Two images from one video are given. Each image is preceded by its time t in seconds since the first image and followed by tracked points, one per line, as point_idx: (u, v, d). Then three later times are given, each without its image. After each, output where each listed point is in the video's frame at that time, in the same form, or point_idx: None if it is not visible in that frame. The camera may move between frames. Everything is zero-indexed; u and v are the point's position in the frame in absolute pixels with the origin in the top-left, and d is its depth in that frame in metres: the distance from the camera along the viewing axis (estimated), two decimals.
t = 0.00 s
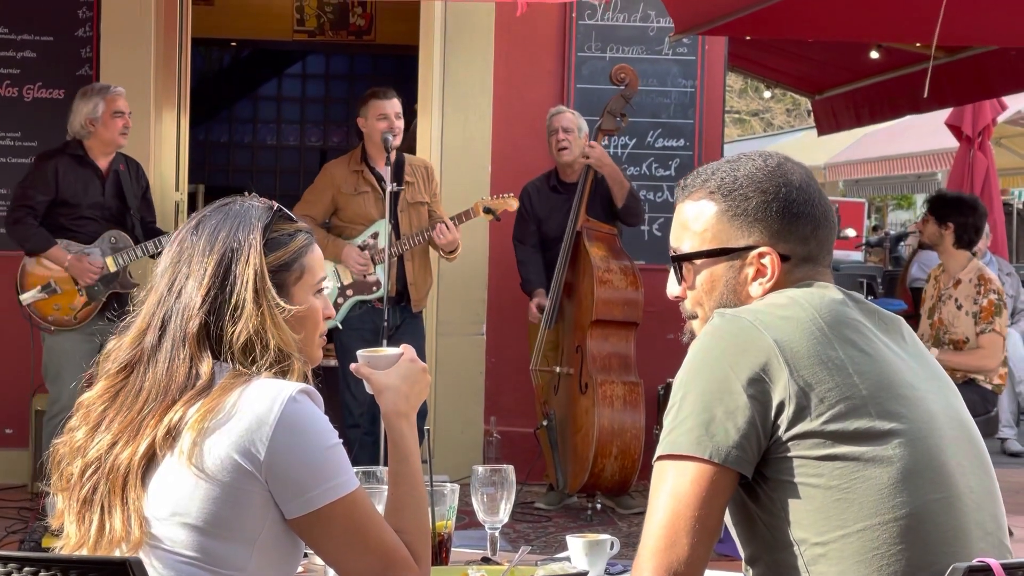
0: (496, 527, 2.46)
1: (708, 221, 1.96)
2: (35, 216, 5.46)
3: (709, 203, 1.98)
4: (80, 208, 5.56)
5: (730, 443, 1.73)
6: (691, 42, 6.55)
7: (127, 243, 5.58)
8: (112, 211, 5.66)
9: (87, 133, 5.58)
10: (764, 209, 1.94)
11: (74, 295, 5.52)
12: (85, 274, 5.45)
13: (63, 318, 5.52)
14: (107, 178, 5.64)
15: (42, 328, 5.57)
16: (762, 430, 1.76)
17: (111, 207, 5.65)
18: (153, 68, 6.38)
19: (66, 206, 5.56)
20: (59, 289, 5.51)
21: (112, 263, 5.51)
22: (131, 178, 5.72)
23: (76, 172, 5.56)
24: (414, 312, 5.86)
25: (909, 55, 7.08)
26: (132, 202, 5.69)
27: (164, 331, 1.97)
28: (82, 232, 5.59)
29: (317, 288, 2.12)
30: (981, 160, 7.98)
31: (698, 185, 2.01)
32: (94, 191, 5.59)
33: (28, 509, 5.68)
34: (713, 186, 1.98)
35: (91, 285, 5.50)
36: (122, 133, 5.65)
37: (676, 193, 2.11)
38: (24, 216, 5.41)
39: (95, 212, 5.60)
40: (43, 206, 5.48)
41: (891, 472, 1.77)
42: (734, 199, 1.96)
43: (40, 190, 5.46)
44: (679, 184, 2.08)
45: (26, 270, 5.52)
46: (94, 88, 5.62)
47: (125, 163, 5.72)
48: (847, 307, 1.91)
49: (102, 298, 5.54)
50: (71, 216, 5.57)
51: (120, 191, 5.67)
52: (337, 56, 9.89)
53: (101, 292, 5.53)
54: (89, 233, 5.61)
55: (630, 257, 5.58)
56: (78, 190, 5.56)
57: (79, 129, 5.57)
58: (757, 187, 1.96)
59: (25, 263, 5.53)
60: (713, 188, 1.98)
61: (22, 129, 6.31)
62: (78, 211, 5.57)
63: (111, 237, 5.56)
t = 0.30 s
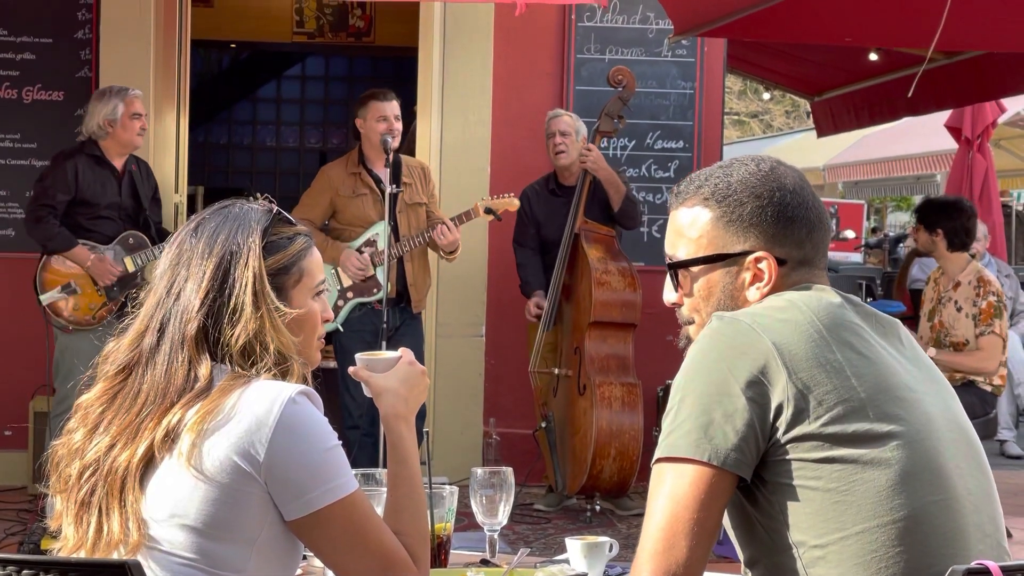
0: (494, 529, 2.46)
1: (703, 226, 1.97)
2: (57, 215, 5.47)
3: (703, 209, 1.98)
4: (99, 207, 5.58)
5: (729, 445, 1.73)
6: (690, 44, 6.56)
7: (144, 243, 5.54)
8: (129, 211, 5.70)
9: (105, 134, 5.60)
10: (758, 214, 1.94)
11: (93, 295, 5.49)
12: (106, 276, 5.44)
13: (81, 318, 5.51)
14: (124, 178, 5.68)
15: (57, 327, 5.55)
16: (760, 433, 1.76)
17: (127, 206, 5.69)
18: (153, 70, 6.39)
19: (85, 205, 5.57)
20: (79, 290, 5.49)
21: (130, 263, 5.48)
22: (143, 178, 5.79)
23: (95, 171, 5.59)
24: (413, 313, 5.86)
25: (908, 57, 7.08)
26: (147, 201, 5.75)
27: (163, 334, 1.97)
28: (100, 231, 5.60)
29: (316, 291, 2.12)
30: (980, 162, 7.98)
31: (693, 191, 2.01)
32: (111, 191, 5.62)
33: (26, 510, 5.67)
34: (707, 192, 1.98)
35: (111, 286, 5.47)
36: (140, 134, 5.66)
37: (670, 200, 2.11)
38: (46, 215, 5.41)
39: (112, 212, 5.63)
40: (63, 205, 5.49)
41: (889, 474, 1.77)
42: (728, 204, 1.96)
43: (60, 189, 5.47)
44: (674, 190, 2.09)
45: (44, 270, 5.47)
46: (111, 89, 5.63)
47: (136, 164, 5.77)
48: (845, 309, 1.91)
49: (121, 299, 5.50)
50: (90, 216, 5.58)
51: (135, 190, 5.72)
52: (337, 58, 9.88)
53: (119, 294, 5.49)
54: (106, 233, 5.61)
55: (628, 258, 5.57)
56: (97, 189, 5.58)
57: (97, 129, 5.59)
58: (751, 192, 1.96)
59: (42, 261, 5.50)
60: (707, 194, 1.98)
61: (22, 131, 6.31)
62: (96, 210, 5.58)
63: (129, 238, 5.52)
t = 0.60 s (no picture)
0: (494, 531, 2.44)
1: (708, 224, 1.97)
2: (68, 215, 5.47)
3: (709, 207, 1.98)
4: (108, 208, 5.59)
5: (726, 447, 1.73)
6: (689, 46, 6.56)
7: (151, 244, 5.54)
8: (135, 213, 5.71)
9: (116, 136, 5.60)
10: (763, 213, 1.94)
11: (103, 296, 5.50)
12: (117, 276, 5.46)
13: (91, 319, 5.50)
14: (132, 181, 5.69)
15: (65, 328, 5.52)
16: (758, 436, 1.76)
17: (135, 209, 5.71)
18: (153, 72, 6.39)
19: (95, 206, 5.58)
20: (89, 290, 5.47)
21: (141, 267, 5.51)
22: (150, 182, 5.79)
23: (105, 172, 5.60)
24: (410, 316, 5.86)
25: (908, 59, 7.07)
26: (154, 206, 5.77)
27: (160, 336, 1.97)
28: (108, 233, 5.61)
29: (313, 293, 2.11)
30: (980, 164, 7.97)
31: (698, 188, 2.01)
32: (120, 193, 5.63)
33: (25, 513, 5.67)
34: (712, 189, 1.98)
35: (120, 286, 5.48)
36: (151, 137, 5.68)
37: (675, 198, 2.11)
38: (58, 214, 5.42)
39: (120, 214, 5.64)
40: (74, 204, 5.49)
41: (887, 476, 1.77)
42: (734, 202, 1.96)
43: (73, 187, 5.48)
44: (678, 188, 2.09)
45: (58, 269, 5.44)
46: (123, 93, 5.64)
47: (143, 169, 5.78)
48: (844, 312, 1.91)
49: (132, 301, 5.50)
50: (99, 217, 5.59)
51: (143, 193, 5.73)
52: (336, 60, 9.87)
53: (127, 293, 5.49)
54: (115, 235, 5.62)
55: (627, 260, 5.57)
56: (106, 190, 5.59)
57: (108, 131, 5.58)
58: (757, 190, 1.96)
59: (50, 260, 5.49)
60: (713, 191, 1.99)
61: (21, 133, 6.31)
62: (105, 211, 5.60)
63: (139, 240, 5.53)
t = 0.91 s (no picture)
0: (493, 532, 2.44)
1: (708, 223, 1.97)
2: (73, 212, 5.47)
3: (708, 206, 1.98)
4: (111, 207, 5.59)
5: (728, 448, 1.73)
6: (689, 47, 6.55)
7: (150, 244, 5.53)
8: (138, 214, 5.71)
9: (122, 137, 5.61)
10: (763, 209, 1.95)
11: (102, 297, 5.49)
12: (116, 279, 5.45)
13: (89, 318, 5.49)
14: (135, 182, 5.69)
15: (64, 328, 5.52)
16: (760, 436, 1.76)
17: (138, 210, 5.71)
18: (153, 73, 6.39)
19: (98, 205, 5.58)
20: (88, 289, 5.47)
21: (140, 268, 5.50)
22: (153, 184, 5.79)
23: (110, 171, 5.60)
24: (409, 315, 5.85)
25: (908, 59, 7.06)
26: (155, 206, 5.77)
27: (159, 338, 1.96)
28: (111, 233, 5.61)
29: (311, 294, 2.11)
30: (980, 165, 7.96)
31: (697, 189, 2.02)
32: (123, 193, 5.63)
33: (25, 514, 5.67)
34: (711, 188, 1.99)
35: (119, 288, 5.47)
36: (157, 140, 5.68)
37: (674, 201, 2.11)
38: (62, 211, 5.42)
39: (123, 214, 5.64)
40: (79, 201, 5.50)
41: (888, 477, 1.77)
42: (734, 199, 1.97)
43: (78, 185, 5.48)
44: (677, 190, 2.09)
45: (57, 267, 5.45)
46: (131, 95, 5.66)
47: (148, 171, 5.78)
48: (845, 313, 1.91)
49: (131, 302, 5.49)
50: (102, 216, 5.59)
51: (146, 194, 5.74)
52: (336, 61, 9.86)
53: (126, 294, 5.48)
54: (117, 235, 5.62)
55: (628, 261, 5.56)
56: (110, 189, 5.59)
57: (115, 131, 5.59)
58: (756, 187, 1.97)
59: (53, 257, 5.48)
60: (712, 190, 1.99)
61: (21, 134, 6.31)
62: (108, 210, 5.59)
63: (140, 241, 5.52)
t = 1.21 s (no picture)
0: (494, 531, 2.44)
1: (712, 214, 1.98)
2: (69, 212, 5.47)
3: (713, 197, 2.00)
4: (109, 207, 5.59)
5: (730, 447, 1.73)
6: (689, 47, 6.55)
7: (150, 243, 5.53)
8: (138, 214, 5.71)
9: (119, 136, 5.61)
10: (766, 197, 1.97)
11: (100, 296, 5.48)
12: (113, 276, 5.45)
13: (86, 317, 5.49)
14: (135, 182, 5.69)
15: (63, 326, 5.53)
16: (761, 436, 1.76)
17: (137, 210, 5.71)
18: (153, 73, 6.39)
19: (96, 204, 5.58)
20: (86, 289, 5.47)
21: (140, 266, 5.48)
22: (153, 185, 5.79)
23: (108, 171, 5.60)
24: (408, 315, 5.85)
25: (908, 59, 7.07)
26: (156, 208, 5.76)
27: (160, 338, 1.96)
28: (109, 232, 5.60)
29: (312, 292, 2.11)
30: (980, 165, 7.96)
31: (702, 184, 2.04)
32: (122, 193, 5.63)
33: (25, 514, 5.66)
34: (716, 180, 2.02)
35: (118, 286, 5.47)
36: (154, 140, 5.67)
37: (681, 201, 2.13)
38: (59, 211, 5.41)
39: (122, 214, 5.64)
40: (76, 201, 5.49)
41: (889, 477, 1.77)
42: (737, 189, 1.99)
43: (75, 183, 5.48)
44: (684, 190, 2.11)
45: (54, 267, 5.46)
46: (128, 95, 5.65)
47: (149, 172, 5.78)
48: (848, 312, 1.91)
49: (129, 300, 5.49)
50: (101, 215, 5.59)
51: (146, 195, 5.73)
52: (336, 61, 9.86)
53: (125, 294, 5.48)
54: (116, 235, 5.62)
55: (629, 261, 5.56)
56: (109, 188, 5.59)
57: (113, 132, 5.59)
58: (758, 177, 1.99)
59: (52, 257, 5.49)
60: (717, 182, 2.02)
61: (21, 134, 6.31)
62: (106, 210, 5.59)
63: (139, 240, 5.51)
